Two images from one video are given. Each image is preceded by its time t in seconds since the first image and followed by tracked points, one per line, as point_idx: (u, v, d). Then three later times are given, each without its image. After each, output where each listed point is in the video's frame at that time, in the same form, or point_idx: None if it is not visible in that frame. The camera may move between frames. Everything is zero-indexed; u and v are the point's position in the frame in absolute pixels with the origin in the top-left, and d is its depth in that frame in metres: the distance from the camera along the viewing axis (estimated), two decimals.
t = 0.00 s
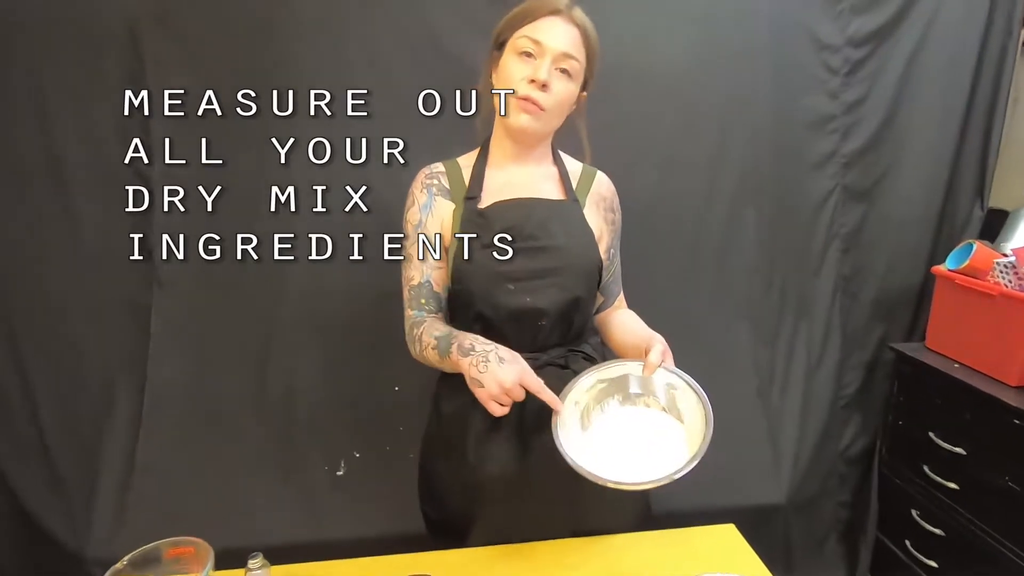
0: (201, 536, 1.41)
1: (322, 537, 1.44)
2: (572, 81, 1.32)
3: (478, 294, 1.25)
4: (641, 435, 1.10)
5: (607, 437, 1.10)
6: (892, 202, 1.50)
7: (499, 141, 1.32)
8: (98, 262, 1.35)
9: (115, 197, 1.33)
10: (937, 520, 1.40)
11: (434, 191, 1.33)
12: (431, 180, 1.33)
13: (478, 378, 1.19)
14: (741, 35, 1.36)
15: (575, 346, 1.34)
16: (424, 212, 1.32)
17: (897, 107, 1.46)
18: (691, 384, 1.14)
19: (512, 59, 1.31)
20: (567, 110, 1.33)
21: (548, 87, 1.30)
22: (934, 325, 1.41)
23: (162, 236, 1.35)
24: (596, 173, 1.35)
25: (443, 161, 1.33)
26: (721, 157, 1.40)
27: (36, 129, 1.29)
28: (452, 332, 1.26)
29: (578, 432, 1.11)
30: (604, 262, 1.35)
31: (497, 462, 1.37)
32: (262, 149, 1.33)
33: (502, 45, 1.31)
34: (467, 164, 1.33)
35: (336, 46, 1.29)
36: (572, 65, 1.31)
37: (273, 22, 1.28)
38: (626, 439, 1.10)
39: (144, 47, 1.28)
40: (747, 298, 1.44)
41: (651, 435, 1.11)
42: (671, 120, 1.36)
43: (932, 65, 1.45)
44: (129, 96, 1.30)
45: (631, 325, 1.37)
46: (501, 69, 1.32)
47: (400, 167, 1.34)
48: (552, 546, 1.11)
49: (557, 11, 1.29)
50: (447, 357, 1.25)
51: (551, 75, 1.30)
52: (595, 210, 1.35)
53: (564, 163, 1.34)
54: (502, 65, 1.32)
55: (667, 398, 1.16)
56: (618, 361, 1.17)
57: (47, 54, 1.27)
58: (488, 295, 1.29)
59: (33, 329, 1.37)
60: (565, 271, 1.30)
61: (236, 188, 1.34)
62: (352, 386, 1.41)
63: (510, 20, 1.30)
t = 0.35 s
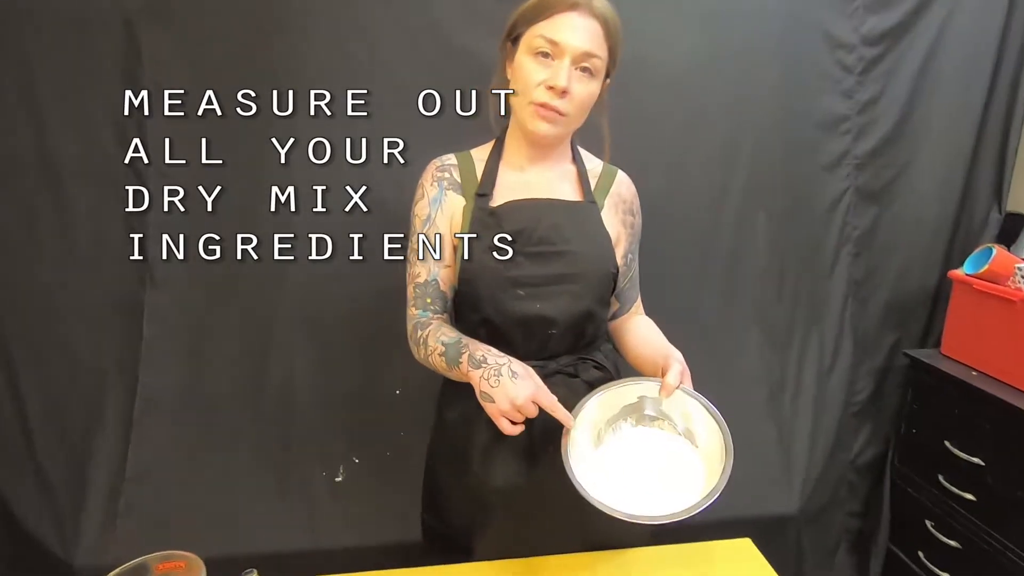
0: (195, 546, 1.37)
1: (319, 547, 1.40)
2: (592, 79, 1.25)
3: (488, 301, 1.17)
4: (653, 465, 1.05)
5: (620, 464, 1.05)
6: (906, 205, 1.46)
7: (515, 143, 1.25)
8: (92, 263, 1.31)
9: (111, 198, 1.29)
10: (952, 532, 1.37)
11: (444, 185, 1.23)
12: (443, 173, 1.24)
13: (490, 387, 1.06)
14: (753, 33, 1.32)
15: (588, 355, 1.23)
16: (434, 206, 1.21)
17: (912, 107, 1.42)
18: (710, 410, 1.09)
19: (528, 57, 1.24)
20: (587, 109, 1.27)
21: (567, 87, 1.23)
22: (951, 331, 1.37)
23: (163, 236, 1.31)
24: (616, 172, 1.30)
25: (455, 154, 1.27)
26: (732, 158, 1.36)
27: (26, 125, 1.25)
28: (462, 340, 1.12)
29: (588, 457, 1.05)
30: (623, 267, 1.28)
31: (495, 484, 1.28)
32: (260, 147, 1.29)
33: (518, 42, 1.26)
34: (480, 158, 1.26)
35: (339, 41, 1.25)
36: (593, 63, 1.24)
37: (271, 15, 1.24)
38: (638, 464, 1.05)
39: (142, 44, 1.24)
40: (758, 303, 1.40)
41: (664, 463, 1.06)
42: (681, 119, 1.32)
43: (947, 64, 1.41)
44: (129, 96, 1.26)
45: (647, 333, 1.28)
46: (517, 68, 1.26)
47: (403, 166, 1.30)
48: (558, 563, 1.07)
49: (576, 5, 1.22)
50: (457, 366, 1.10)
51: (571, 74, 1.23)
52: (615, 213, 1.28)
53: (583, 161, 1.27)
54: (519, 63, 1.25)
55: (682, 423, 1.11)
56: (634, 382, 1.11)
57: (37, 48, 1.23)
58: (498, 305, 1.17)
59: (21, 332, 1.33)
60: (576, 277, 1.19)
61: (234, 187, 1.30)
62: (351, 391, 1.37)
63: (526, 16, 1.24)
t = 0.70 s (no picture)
0: (187, 563, 1.34)
1: (313, 559, 1.36)
2: (615, 87, 1.18)
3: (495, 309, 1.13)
4: (656, 471, 1.04)
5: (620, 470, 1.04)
6: (895, 205, 1.47)
7: (533, 154, 1.19)
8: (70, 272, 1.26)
9: (91, 204, 1.24)
10: (947, 528, 1.39)
11: (459, 187, 1.17)
12: (459, 174, 1.18)
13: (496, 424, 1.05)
14: (749, 33, 1.32)
15: (604, 363, 1.19)
16: (449, 208, 1.16)
17: (900, 108, 1.44)
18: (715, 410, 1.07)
19: (547, 64, 1.16)
20: (608, 117, 1.21)
21: (589, 100, 1.16)
22: (944, 330, 1.41)
23: (163, 236, 1.26)
24: (637, 172, 1.27)
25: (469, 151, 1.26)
26: (728, 159, 1.35)
27: None
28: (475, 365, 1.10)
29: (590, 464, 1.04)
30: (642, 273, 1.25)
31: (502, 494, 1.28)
32: (249, 148, 1.24)
33: (537, 46, 1.18)
34: (497, 160, 1.20)
35: (331, 41, 1.22)
36: (616, 71, 1.17)
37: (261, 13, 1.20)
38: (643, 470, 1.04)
39: (124, 45, 1.19)
40: (755, 304, 1.41)
41: (670, 469, 1.05)
42: (681, 120, 1.31)
43: (934, 65, 1.43)
44: (129, 96, 1.20)
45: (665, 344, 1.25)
46: (536, 75, 1.18)
47: (399, 169, 1.28)
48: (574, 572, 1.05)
49: (599, 10, 1.13)
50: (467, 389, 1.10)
51: (593, 84, 1.16)
52: (633, 218, 1.24)
53: (603, 164, 1.23)
54: (538, 71, 1.17)
55: (690, 426, 1.09)
56: (639, 387, 1.09)
57: (9, 44, 1.17)
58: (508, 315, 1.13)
59: None
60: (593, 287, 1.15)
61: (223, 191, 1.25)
62: (346, 400, 1.34)
63: (546, 19, 1.15)
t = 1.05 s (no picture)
0: None
1: (306, 563, 1.36)
2: (631, 70, 1.02)
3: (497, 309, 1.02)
4: (626, 548, 0.88)
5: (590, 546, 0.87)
6: (868, 198, 1.52)
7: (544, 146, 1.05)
8: (40, 281, 1.21)
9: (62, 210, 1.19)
10: (926, 509, 1.46)
11: (472, 190, 1.02)
12: (471, 175, 1.02)
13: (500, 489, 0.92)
14: (729, 31, 1.34)
15: (624, 362, 1.09)
16: (460, 213, 1.00)
17: (869, 105, 1.48)
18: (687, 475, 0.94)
19: (560, 45, 1.00)
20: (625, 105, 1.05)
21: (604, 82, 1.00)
22: (918, 317, 1.49)
23: (163, 235, 1.21)
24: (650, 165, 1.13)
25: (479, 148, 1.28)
26: (708, 156, 1.38)
27: None
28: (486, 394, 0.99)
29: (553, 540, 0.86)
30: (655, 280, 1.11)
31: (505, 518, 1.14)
32: (226, 145, 1.20)
33: (548, 33, 1.03)
34: (509, 158, 1.05)
35: (313, 39, 1.19)
36: (632, 51, 1.01)
37: (236, 7, 1.16)
38: (607, 548, 0.88)
39: (90, 41, 1.13)
40: (739, 298, 1.44)
41: (635, 543, 0.89)
42: (663, 116, 1.33)
43: (901, 63, 1.48)
44: (114, 95, 1.15)
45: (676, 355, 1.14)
46: (547, 60, 1.02)
47: (384, 171, 1.27)
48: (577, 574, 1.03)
49: None
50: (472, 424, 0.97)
51: (609, 67, 1.00)
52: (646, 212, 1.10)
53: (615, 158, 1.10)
54: (548, 54, 1.01)
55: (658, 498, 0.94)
56: (604, 451, 0.95)
57: None
58: (527, 317, 1.01)
59: None
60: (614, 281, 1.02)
61: (200, 195, 1.21)
62: (337, 404, 1.32)
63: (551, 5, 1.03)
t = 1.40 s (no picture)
0: None
1: (301, 562, 1.36)
2: (625, 57, 1.04)
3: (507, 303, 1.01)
4: None
5: None
6: (848, 187, 1.56)
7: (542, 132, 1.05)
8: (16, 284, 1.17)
9: (37, 210, 1.15)
10: (907, 489, 1.51)
11: (477, 187, 1.00)
12: (475, 172, 0.99)
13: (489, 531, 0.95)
14: (712, 24, 1.35)
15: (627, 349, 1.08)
16: (470, 212, 0.98)
17: (848, 96, 1.51)
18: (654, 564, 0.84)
19: (556, 34, 1.02)
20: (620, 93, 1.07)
21: (600, 69, 1.02)
22: (898, 303, 1.52)
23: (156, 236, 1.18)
24: (638, 149, 1.15)
25: (477, 145, 1.26)
26: (695, 148, 1.39)
27: None
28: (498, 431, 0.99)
29: None
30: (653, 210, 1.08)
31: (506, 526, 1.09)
32: (208, 141, 1.17)
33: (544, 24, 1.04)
34: (507, 152, 1.03)
35: (295, 32, 1.17)
36: (624, 37, 1.03)
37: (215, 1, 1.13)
38: None
39: (65, 36, 1.10)
40: (723, 288, 1.48)
41: None
42: (653, 107, 1.33)
43: (878, 54, 1.51)
44: (93, 92, 1.12)
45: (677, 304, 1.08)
46: (543, 49, 1.04)
47: (371, 165, 1.25)
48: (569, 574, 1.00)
49: None
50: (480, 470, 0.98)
51: (604, 49, 1.02)
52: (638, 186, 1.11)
53: (607, 145, 1.12)
54: (542, 43, 1.03)
55: None
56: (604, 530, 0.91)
57: None
58: (538, 302, 1.01)
59: None
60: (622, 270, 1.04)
61: (183, 193, 1.18)
62: (329, 402, 1.32)
63: None
